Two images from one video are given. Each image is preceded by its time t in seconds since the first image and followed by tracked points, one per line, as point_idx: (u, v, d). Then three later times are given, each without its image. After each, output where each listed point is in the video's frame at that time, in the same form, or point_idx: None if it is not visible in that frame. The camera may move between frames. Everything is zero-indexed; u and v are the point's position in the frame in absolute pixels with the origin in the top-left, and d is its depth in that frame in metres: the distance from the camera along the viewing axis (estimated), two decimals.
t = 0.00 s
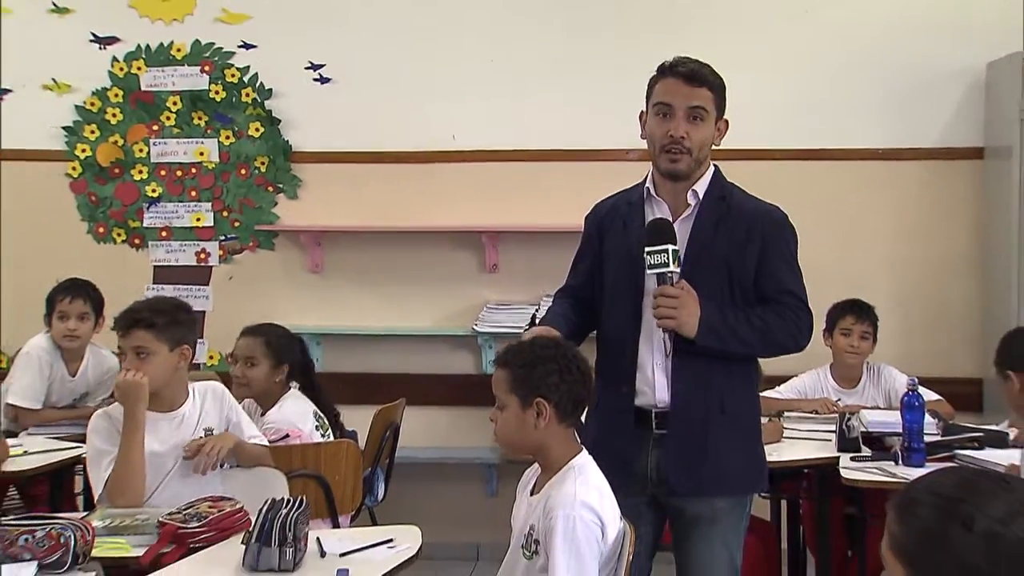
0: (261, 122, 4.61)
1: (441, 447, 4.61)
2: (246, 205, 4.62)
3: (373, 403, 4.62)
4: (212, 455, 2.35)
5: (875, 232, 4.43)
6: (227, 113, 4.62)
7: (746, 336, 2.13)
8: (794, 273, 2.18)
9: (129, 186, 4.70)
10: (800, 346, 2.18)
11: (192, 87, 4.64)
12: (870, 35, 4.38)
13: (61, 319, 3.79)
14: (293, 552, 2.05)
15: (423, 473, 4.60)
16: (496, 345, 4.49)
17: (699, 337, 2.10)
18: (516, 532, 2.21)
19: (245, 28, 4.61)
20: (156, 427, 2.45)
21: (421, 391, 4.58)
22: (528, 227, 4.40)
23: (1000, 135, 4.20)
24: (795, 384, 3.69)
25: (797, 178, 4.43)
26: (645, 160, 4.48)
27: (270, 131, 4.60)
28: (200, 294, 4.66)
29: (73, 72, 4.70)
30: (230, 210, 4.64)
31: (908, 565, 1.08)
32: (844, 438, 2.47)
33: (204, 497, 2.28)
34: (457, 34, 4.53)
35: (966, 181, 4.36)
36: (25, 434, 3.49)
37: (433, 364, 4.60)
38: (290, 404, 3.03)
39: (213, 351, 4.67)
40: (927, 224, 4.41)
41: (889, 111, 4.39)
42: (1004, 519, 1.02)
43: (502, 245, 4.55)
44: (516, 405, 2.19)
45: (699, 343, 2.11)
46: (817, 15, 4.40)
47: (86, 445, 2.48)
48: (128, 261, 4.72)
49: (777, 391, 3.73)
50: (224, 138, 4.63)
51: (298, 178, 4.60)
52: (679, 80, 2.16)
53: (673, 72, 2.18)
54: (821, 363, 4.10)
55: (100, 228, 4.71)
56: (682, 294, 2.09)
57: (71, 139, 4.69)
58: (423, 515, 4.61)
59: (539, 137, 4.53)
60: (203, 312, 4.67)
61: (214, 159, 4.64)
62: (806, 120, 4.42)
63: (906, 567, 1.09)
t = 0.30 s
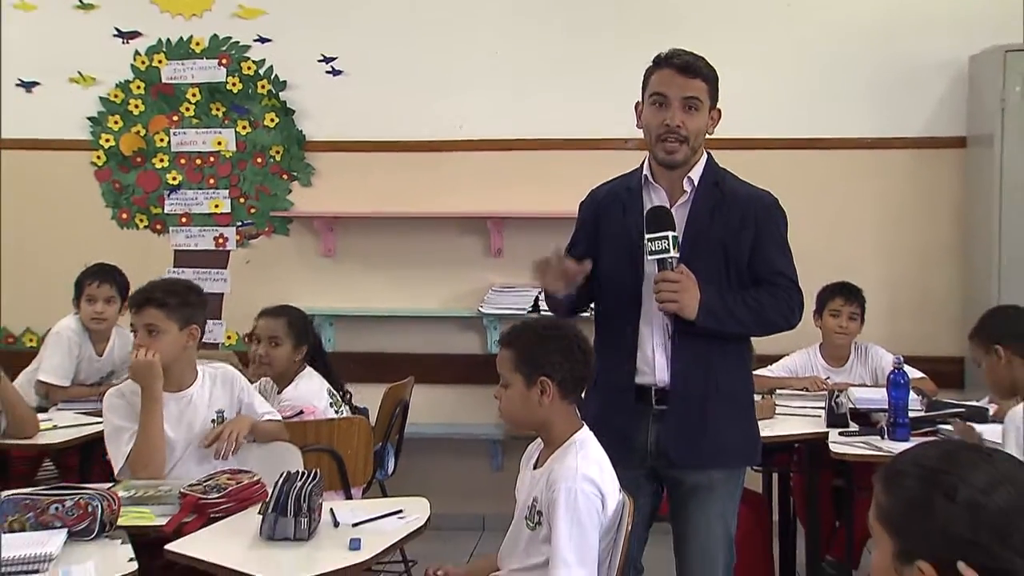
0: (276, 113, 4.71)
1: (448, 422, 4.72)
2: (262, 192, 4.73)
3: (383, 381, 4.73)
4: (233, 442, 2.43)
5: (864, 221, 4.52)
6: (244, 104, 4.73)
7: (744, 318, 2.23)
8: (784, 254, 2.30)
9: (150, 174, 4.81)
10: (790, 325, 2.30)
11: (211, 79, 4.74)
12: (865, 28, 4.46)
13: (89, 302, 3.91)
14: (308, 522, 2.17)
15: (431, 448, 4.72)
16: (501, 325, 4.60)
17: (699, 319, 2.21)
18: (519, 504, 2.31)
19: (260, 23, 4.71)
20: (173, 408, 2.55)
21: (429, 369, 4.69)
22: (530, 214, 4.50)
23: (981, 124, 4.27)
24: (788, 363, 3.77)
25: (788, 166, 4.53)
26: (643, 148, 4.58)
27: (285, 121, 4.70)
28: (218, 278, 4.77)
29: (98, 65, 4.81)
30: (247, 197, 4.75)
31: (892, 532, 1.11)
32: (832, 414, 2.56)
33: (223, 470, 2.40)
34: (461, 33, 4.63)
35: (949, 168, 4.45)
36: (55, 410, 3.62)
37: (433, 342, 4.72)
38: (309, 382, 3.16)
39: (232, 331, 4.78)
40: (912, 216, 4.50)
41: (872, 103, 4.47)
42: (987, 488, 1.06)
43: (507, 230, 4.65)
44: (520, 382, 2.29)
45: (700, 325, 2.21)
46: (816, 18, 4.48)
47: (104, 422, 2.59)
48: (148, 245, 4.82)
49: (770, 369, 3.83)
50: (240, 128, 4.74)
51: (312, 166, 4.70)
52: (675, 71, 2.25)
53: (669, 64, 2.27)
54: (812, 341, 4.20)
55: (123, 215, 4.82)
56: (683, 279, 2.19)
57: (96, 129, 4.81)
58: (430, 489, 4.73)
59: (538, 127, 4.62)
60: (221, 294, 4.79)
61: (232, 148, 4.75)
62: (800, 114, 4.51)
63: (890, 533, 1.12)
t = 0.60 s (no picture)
0: (293, 108, 4.82)
1: (458, 403, 4.84)
2: (280, 183, 4.84)
3: (395, 364, 4.85)
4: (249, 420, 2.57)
5: (857, 213, 4.62)
6: (263, 99, 4.84)
7: (745, 306, 2.34)
8: (782, 243, 2.40)
9: (175, 166, 4.93)
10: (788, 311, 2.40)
11: (230, 75, 4.85)
12: (866, 24, 4.53)
13: (117, 288, 4.03)
14: (325, 497, 2.28)
15: (441, 427, 4.85)
16: (509, 311, 4.72)
17: (704, 311, 2.30)
18: (527, 481, 2.42)
19: (279, 22, 4.81)
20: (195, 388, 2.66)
21: (439, 351, 4.81)
22: (537, 204, 4.60)
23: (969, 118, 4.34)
24: (782, 346, 3.87)
25: (785, 157, 4.61)
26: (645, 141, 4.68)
27: (302, 115, 4.81)
28: (238, 265, 4.89)
29: (124, 62, 4.91)
30: (266, 187, 4.86)
31: (883, 507, 1.14)
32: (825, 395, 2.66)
33: (244, 447, 2.52)
34: (469, 32, 4.72)
35: (938, 162, 4.54)
36: (86, 389, 3.75)
37: (444, 327, 4.84)
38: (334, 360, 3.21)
39: (252, 316, 4.90)
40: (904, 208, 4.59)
41: (867, 97, 4.56)
42: (974, 464, 1.10)
43: (515, 219, 4.75)
44: (528, 364, 2.39)
45: (703, 316, 2.31)
46: (818, 18, 4.56)
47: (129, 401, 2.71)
48: (171, 234, 4.96)
49: (765, 352, 3.93)
50: (260, 122, 4.85)
51: (328, 158, 4.82)
52: (678, 66, 2.35)
53: (673, 59, 2.37)
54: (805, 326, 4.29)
55: (149, 205, 4.94)
56: (687, 274, 2.29)
57: (123, 124, 4.92)
58: (441, 468, 4.86)
59: (542, 121, 4.72)
60: (242, 281, 4.90)
61: (252, 141, 4.87)
62: (798, 112, 4.60)
63: (879, 507, 1.16)
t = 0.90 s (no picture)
0: (309, 109, 4.94)
1: (468, 390, 4.96)
2: (297, 180, 4.96)
3: (406, 354, 4.97)
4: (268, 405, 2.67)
5: (851, 209, 4.71)
6: (281, 100, 4.96)
7: (743, 301, 2.44)
8: (779, 240, 2.50)
9: (197, 165, 5.05)
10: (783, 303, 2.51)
11: (252, 78, 4.96)
12: (866, 26, 4.62)
13: (140, 277, 4.18)
14: (340, 480, 2.39)
15: (452, 413, 4.97)
16: (516, 303, 4.83)
17: (704, 306, 2.41)
18: (533, 465, 2.53)
19: (296, 27, 4.93)
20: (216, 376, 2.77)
21: (449, 341, 4.92)
22: (542, 201, 4.71)
23: (956, 119, 4.42)
24: (775, 336, 3.98)
25: (790, 156, 4.71)
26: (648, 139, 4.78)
27: (318, 115, 4.92)
28: (258, 259, 5.02)
29: (151, 65, 5.04)
30: (284, 184, 4.98)
31: (877, 491, 1.24)
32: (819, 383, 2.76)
33: (263, 433, 2.64)
34: (476, 34, 4.83)
35: (922, 162, 4.63)
36: (114, 376, 3.87)
37: (453, 318, 4.95)
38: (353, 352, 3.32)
39: (270, 307, 5.03)
40: (893, 207, 4.68)
41: (854, 100, 4.66)
42: (962, 449, 1.18)
43: (522, 214, 4.85)
44: (535, 354, 2.49)
45: (703, 311, 2.42)
46: (821, 21, 4.65)
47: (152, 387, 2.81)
48: (194, 230, 5.08)
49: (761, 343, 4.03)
50: (278, 122, 4.97)
51: (343, 156, 4.93)
52: (677, 69, 2.44)
53: (672, 61, 2.45)
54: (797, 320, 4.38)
55: (173, 201, 5.07)
56: (687, 271, 2.38)
57: (149, 124, 5.05)
58: (451, 454, 4.98)
59: (548, 121, 4.83)
60: (260, 274, 5.03)
61: (271, 141, 4.98)
62: (797, 113, 4.69)
63: (873, 490, 1.25)
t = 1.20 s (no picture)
0: (324, 108, 5.05)
1: (477, 378, 5.07)
2: (313, 177, 5.08)
3: (415, 343, 5.09)
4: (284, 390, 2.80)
5: (848, 204, 4.80)
6: (297, 100, 5.07)
7: (740, 293, 2.55)
8: (774, 233, 2.61)
9: (218, 162, 5.16)
10: (778, 293, 2.62)
11: (269, 79, 5.07)
12: (865, 27, 4.70)
13: (157, 265, 4.32)
14: (354, 463, 2.49)
15: (461, 400, 5.08)
16: (522, 294, 4.94)
17: (703, 299, 2.51)
18: (539, 449, 2.63)
19: (311, 30, 5.04)
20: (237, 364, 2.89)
21: (457, 331, 5.04)
22: (547, 196, 4.82)
23: (945, 117, 4.51)
24: (770, 327, 4.08)
25: (793, 154, 4.81)
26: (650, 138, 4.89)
27: (332, 114, 5.04)
28: (276, 252, 5.12)
29: (173, 67, 5.17)
30: (299, 181, 5.09)
31: (868, 473, 1.30)
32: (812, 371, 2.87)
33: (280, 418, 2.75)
34: (483, 35, 4.95)
35: (913, 159, 4.73)
36: (138, 364, 3.99)
37: (461, 309, 5.06)
38: (367, 342, 3.44)
39: (287, 298, 5.14)
40: (885, 202, 4.77)
41: (847, 100, 4.75)
42: (950, 434, 1.24)
43: (528, 209, 4.96)
44: (539, 343, 2.59)
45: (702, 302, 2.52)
46: (821, 22, 4.73)
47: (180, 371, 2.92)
48: (212, 225, 5.19)
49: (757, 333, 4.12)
50: (294, 121, 5.08)
51: (356, 153, 5.04)
52: (676, 69, 2.54)
53: (670, 62, 2.56)
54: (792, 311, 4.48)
55: (194, 197, 5.18)
56: (686, 264, 2.49)
57: (171, 124, 5.16)
58: (460, 439, 5.09)
59: (553, 121, 4.94)
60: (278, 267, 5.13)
61: (287, 139, 5.09)
62: (790, 112, 4.79)
63: (866, 474, 1.31)
